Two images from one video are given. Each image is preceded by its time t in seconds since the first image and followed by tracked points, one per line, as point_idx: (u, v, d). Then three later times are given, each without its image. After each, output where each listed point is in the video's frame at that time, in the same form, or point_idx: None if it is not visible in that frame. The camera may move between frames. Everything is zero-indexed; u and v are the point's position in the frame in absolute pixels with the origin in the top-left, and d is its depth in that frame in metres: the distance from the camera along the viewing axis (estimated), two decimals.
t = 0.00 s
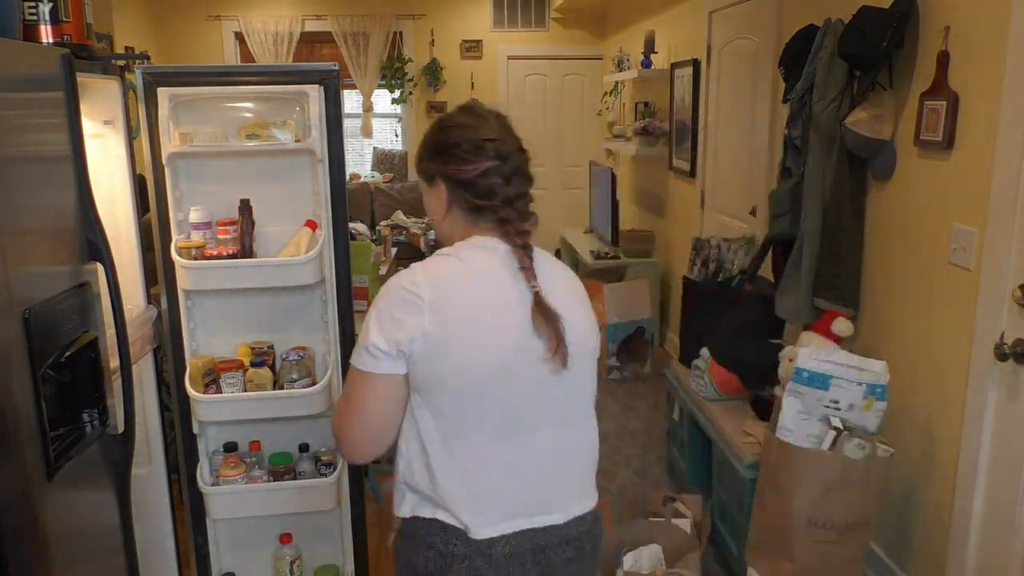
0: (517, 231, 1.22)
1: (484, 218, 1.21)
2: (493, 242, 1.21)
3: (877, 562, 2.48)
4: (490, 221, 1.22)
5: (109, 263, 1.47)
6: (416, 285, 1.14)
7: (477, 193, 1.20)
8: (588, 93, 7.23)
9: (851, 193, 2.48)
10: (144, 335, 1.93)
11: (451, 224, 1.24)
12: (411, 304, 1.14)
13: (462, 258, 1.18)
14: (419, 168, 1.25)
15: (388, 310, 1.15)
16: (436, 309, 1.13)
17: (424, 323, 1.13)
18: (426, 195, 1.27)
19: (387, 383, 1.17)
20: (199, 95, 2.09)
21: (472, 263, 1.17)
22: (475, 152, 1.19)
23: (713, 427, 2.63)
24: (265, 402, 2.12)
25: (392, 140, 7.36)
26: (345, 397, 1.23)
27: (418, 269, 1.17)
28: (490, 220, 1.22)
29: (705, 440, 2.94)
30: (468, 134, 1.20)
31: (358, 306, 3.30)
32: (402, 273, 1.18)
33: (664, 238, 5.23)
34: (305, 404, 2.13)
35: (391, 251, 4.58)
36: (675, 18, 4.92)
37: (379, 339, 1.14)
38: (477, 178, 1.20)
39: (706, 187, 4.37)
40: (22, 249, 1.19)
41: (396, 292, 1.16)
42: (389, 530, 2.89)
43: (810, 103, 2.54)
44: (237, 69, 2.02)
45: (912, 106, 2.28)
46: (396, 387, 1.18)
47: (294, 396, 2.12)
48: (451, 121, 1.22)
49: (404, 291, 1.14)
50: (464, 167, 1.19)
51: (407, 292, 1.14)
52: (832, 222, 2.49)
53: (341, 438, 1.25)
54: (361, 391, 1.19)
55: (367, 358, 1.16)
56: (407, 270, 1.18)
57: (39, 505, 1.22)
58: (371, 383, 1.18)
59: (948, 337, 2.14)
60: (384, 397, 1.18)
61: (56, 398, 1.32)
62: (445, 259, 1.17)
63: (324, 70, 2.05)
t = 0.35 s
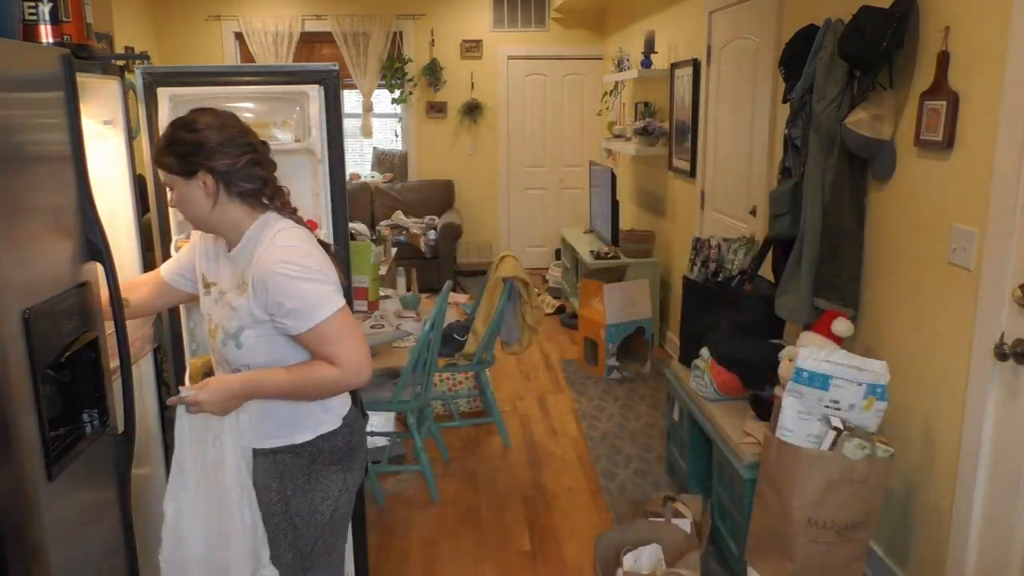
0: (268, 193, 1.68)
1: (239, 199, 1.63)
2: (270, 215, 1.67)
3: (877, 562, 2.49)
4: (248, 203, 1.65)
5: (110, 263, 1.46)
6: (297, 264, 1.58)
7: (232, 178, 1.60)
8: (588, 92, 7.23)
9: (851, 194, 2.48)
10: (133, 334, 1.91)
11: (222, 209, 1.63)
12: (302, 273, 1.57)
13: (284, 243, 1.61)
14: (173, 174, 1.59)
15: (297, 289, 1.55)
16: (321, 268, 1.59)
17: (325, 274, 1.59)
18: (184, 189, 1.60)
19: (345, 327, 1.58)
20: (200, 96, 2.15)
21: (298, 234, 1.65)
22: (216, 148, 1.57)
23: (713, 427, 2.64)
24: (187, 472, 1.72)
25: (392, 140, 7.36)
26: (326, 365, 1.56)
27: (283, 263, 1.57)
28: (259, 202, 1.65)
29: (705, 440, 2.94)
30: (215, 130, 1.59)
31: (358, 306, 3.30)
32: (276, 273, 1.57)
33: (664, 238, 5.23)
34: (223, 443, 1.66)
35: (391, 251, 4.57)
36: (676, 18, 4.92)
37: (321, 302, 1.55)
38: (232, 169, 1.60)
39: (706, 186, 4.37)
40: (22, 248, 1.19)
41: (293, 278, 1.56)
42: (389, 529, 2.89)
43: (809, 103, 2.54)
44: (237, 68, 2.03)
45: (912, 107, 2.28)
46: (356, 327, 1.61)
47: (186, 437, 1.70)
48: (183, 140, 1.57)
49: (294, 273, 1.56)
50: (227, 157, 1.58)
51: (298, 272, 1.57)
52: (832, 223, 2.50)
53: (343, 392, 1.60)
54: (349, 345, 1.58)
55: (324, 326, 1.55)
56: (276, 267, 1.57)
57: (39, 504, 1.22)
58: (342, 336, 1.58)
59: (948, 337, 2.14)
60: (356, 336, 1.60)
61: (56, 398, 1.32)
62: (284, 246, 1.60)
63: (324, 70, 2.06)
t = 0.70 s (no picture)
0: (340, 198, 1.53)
1: (312, 203, 1.50)
2: (335, 220, 1.50)
3: (877, 562, 2.49)
4: (318, 207, 1.50)
5: (110, 263, 1.47)
6: (334, 275, 1.38)
7: (306, 179, 1.47)
8: (588, 92, 7.23)
9: (850, 194, 2.48)
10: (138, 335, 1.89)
11: (294, 213, 1.50)
12: (335, 284, 1.37)
13: (331, 249, 1.42)
14: (244, 172, 1.47)
15: (325, 300, 1.36)
16: (359, 282, 1.39)
17: (360, 291, 1.39)
18: (256, 190, 1.48)
19: (366, 352, 1.37)
20: (199, 96, 2.16)
21: (354, 244, 1.45)
22: (292, 148, 1.45)
23: (713, 427, 2.64)
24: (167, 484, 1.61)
25: (392, 140, 7.36)
26: (327, 391, 1.36)
27: (322, 270, 1.39)
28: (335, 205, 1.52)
29: (705, 440, 2.94)
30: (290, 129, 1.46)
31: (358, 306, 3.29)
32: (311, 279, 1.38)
33: (664, 238, 5.23)
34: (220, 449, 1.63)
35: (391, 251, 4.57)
36: (676, 18, 4.92)
37: (342, 320, 1.35)
38: (307, 169, 1.47)
39: (706, 186, 4.37)
40: (23, 248, 1.20)
41: (323, 288, 1.37)
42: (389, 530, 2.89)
43: (809, 103, 2.54)
44: (237, 69, 2.06)
45: (912, 106, 2.28)
46: (376, 356, 1.39)
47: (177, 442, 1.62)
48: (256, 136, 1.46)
49: (327, 282, 1.37)
50: (298, 158, 1.45)
51: (329, 282, 1.37)
52: (832, 223, 2.50)
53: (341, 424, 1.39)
54: (356, 372, 1.36)
55: (336, 345, 1.35)
56: (313, 273, 1.38)
57: (39, 505, 1.22)
58: (350, 360, 1.36)
59: (948, 337, 2.14)
60: (375, 365, 1.38)
61: (56, 398, 1.32)
62: (329, 253, 1.41)
63: (324, 70, 2.10)
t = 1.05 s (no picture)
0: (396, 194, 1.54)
1: (366, 204, 1.50)
2: (395, 220, 1.49)
3: (877, 562, 2.49)
4: (375, 206, 1.51)
5: (110, 262, 1.47)
6: (414, 271, 1.36)
7: (361, 182, 1.48)
8: (588, 93, 7.24)
9: (850, 194, 2.48)
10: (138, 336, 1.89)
11: (350, 216, 1.50)
12: (416, 280, 1.35)
13: (404, 246, 1.40)
14: (298, 179, 1.47)
15: (407, 297, 1.34)
16: (438, 278, 1.38)
17: (442, 287, 1.38)
18: (309, 194, 1.48)
19: (449, 346, 1.35)
20: (198, 96, 2.17)
21: (423, 241, 1.44)
22: (340, 151, 1.46)
23: (713, 427, 2.64)
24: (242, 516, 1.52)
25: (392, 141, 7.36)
26: (425, 387, 1.33)
27: (398, 268, 1.36)
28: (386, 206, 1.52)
29: (705, 439, 2.94)
30: (337, 131, 1.47)
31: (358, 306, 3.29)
32: (387, 278, 1.36)
33: (664, 238, 5.23)
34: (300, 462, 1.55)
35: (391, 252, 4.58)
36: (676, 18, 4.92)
37: (430, 315, 1.34)
38: (360, 170, 1.47)
39: (706, 186, 4.37)
40: (22, 248, 1.20)
41: (404, 286, 1.35)
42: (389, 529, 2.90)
43: (809, 103, 2.54)
44: (237, 69, 2.09)
45: (912, 107, 2.28)
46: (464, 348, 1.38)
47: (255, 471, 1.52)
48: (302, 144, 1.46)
49: (405, 276, 1.35)
50: (344, 161, 1.46)
51: (410, 279, 1.35)
52: (832, 222, 2.50)
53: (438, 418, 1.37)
54: (452, 364, 1.35)
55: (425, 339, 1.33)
56: (388, 273, 1.36)
57: (38, 506, 1.22)
58: (450, 353, 1.35)
59: (948, 337, 2.14)
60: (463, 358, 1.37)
61: (56, 398, 1.32)
62: (401, 251, 1.39)
63: (325, 70, 2.13)
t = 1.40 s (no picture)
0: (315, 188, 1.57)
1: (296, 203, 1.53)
2: (332, 216, 1.56)
3: (877, 562, 2.48)
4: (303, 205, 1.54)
5: (110, 263, 1.47)
6: (366, 258, 1.45)
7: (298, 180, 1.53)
8: (588, 92, 7.23)
9: (850, 193, 2.47)
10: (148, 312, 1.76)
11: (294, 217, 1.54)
12: (369, 267, 1.44)
13: (349, 238, 1.49)
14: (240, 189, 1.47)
15: (363, 283, 1.43)
16: (386, 266, 1.47)
17: (392, 274, 1.47)
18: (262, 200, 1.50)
19: (404, 326, 1.44)
20: (198, 96, 2.23)
21: (365, 233, 1.53)
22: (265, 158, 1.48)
23: (713, 427, 2.64)
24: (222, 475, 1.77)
25: (392, 140, 7.36)
26: (382, 365, 1.42)
27: (350, 257, 1.44)
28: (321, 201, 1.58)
29: (705, 439, 2.94)
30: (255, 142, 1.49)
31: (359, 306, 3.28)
32: (341, 266, 1.44)
33: (664, 238, 5.23)
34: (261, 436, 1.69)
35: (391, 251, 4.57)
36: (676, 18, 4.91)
37: (387, 299, 1.43)
38: (298, 170, 1.53)
39: (706, 186, 4.37)
40: (23, 248, 1.20)
41: (360, 273, 1.43)
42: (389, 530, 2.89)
43: (809, 103, 2.54)
44: (237, 69, 2.17)
45: (912, 107, 2.28)
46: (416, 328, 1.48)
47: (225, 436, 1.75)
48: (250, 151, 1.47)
49: (358, 267, 1.44)
50: (284, 163, 1.50)
51: (363, 266, 1.44)
52: (832, 222, 2.50)
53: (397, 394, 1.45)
54: (406, 343, 1.44)
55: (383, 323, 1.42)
56: (343, 262, 1.44)
57: (38, 506, 1.22)
58: (403, 332, 1.44)
59: (948, 337, 2.14)
60: (416, 337, 1.47)
61: (56, 398, 1.32)
62: (348, 242, 1.47)
63: (324, 70, 2.23)
